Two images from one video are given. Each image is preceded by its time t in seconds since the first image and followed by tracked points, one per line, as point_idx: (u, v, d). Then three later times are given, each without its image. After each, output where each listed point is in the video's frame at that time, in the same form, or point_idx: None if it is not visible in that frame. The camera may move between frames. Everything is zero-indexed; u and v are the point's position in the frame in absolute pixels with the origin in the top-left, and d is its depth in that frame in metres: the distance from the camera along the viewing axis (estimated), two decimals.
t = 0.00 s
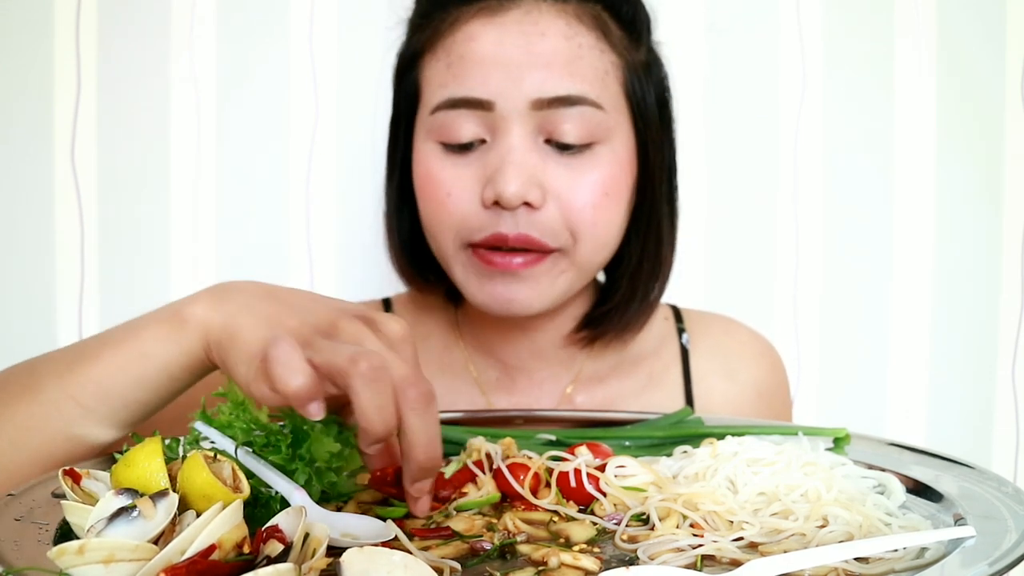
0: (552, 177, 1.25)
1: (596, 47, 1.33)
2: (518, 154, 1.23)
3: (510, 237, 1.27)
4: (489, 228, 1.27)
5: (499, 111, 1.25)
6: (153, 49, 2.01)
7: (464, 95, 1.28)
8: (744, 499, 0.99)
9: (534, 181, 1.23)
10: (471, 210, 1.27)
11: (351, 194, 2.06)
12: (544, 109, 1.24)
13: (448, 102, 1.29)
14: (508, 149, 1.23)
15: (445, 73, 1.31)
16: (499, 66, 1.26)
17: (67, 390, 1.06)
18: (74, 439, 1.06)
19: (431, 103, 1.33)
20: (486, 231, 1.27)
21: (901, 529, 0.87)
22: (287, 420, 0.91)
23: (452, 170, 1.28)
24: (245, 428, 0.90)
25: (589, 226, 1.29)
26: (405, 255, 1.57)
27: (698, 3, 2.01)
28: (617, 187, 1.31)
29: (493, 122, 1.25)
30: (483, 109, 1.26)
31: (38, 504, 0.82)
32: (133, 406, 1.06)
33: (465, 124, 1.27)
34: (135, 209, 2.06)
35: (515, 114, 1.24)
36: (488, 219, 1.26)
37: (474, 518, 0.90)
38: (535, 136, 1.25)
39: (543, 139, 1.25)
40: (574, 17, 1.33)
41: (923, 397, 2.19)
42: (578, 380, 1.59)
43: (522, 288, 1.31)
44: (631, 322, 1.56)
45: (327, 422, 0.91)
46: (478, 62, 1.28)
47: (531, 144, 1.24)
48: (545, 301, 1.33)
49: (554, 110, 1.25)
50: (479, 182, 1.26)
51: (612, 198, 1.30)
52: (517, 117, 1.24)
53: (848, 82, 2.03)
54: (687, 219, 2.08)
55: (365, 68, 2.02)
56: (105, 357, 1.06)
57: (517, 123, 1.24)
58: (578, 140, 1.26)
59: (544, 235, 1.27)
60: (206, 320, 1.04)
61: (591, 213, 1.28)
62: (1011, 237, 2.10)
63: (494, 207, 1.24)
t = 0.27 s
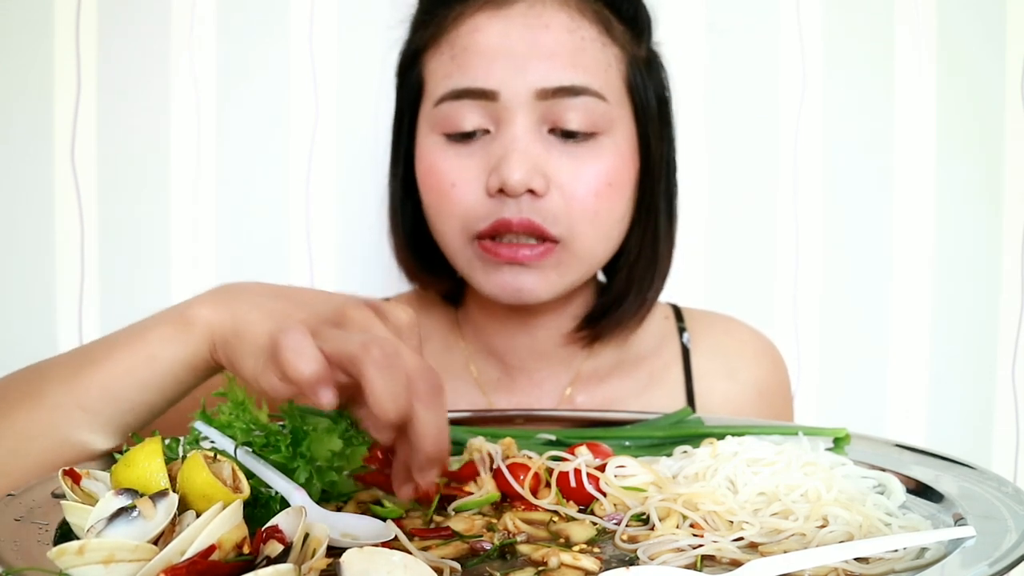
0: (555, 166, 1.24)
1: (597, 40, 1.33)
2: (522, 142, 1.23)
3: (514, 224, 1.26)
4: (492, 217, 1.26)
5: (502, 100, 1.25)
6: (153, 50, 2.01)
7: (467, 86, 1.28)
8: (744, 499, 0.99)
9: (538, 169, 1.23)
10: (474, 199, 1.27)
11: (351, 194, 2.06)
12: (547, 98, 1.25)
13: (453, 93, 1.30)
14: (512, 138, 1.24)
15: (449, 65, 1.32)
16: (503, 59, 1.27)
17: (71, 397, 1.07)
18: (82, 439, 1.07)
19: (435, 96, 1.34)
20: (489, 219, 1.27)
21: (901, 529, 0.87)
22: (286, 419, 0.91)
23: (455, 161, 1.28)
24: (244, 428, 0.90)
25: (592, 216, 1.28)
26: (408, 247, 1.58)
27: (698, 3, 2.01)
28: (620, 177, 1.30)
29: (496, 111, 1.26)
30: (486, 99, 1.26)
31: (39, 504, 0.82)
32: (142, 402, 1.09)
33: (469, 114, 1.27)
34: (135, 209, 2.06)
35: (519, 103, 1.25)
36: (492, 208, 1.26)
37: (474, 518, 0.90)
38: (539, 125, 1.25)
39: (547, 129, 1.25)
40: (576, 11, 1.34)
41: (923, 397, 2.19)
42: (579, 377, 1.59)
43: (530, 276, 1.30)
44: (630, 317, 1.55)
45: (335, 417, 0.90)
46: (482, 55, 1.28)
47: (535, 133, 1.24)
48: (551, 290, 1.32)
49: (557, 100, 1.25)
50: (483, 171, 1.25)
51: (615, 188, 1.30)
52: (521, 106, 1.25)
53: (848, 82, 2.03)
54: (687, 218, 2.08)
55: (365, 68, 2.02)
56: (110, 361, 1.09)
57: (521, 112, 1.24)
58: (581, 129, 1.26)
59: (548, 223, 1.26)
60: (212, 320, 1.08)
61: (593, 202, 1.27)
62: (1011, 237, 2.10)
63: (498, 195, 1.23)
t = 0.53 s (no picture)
0: (554, 156, 1.24)
1: (595, 33, 1.34)
2: (521, 132, 1.24)
3: (511, 213, 1.25)
4: (489, 207, 1.26)
5: (501, 91, 1.26)
6: (153, 50, 2.01)
7: (466, 78, 1.29)
8: (744, 499, 0.99)
9: (536, 158, 1.23)
10: (472, 191, 1.26)
11: (351, 194, 2.06)
12: (546, 88, 1.26)
13: (452, 85, 1.30)
14: (511, 127, 1.24)
15: (449, 61, 1.33)
16: (502, 50, 1.27)
17: (16, 387, 1.05)
18: (48, 428, 1.06)
19: (434, 90, 1.35)
20: (488, 210, 1.26)
21: (901, 529, 0.87)
22: (287, 420, 0.92)
23: (453, 154, 1.27)
24: (244, 428, 0.90)
25: (591, 207, 1.28)
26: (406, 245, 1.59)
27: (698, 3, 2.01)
28: (619, 171, 1.31)
29: (495, 103, 1.26)
30: (485, 91, 1.27)
31: (38, 504, 0.82)
32: (87, 382, 1.04)
33: (467, 105, 1.28)
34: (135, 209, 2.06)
35: (517, 93, 1.25)
36: (490, 197, 1.25)
37: (474, 518, 0.90)
38: (537, 116, 1.26)
39: (546, 119, 1.26)
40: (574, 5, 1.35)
41: (924, 397, 2.19)
42: (579, 379, 1.58)
43: (525, 273, 1.30)
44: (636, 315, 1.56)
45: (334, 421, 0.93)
46: (481, 50, 1.29)
47: (533, 123, 1.25)
48: (550, 285, 1.32)
49: (555, 90, 1.26)
50: (482, 161, 1.25)
51: (614, 180, 1.30)
52: (519, 96, 1.25)
53: (848, 83, 2.03)
54: (687, 218, 2.08)
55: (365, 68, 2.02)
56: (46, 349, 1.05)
57: (519, 102, 1.25)
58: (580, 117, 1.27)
59: (546, 214, 1.26)
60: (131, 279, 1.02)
61: (591, 192, 1.27)
62: (1011, 236, 2.10)
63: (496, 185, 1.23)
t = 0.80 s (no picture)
0: (551, 149, 1.25)
1: (588, 27, 1.35)
2: (517, 125, 1.24)
3: (510, 206, 1.25)
4: (486, 199, 1.25)
5: (495, 86, 1.25)
6: (153, 50, 2.01)
7: (460, 73, 1.28)
8: (744, 499, 0.99)
9: (533, 151, 1.23)
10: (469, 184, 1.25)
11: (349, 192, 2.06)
12: (540, 81, 1.26)
13: (447, 81, 1.29)
14: (507, 121, 1.24)
15: (442, 58, 1.32)
16: (497, 45, 1.27)
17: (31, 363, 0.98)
18: (47, 418, 0.98)
19: (428, 87, 1.34)
20: (484, 204, 1.25)
21: (901, 529, 0.87)
22: (286, 420, 0.92)
23: (450, 149, 1.27)
24: (244, 428, 0.90)
25: (590, 199, 1.27)
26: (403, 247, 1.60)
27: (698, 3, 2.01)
28: (617, 163, 1.31)
29: (490, 97, 1.26)
30: (479, 86, 1.27)
31: (38, 504, 0.82)
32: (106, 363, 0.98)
33: (462, 99, 1.28)
34: (135, 209, 2.06)
35: (511, 88, 1.25)
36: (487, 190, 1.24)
37: (474, 518, 0.90)
38: (533, 109, 1.26)
39: (541, 112, 1.27)
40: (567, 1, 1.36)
41: (924, 397, 2.19)
42: (579, 382, 1.58)
43: (531, 273, 1.30)
44: (629, 312, 1.57)
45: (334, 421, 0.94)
46: (474, 48, 1.28)
47: (529, 116, 1.26)
48: (553, 282, 1.32)
49: (550, 83, 1.26)
50: (478, 155, 1.24)
51: (612, 171, 1.29)
52: (514, 90, 1.25)
53: (848, 83, 2.04)
54: (687, 219, 2.08)
55: (364, 67, 2.02)
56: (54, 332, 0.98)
57: (515, 96, 1.25)
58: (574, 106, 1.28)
59: (545, 206, 1.26)
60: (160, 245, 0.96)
61: (589, 183, 1.27)
62: (1011, 236, 2.10)
63: (493, 177, 1.22)
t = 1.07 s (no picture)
0: (557, 150, 1.25)
1: (591, 27, 1.35)
2: (522, 126, 1.25)
3: (515, 207, 1.24)
4: (491, 201, 1.23)
5: (500, 86, 1.26)
6: (153, 50, 2.01)
7: (463, 74, 1.28)
8: (744, 499, 0.99)
9: (539, 153, 1.23)
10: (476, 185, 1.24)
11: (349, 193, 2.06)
12: (546, 82, 1.26)
13: (449, 82, 1.29)
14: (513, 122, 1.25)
15: (444, 58, 1.32)
16: (500, 45, 1.27)
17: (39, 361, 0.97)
18: (50, 419, 0.98)
19: (429, 90, 1.34)
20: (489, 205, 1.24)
21: (901, 529, 0.87)
22: (286, 420, 0.92)
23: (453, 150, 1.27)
24: (244, 429, 0.90)
25: (595, 200, 1.28)
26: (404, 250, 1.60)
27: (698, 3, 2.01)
28: (621, 163, 1.31)
29: (495, 98, 1.26)
30: (484, 87, 1.27)
31: (38, 504, 0.82)
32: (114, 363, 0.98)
33: (466, 100, 1.28)
34: (135, 209, 2.06)
35: (517, 89, 1.25)
36: (493, 192, 1.23)
37: (474, 518, 0.90)
38: (538, 109, 1.27)
39: (547, 113, 1.28)
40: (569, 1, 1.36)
41: (924, 398, 2.19)
42: (580, 387, 1.58)
43: (534, 271, 1.29)
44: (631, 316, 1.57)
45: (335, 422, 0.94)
46: (476, 48, 1.28)
47: (534, 116, 1.26)
48: (559, 282, 1.31)
49: (555, 83, 1.27)
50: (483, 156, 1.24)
51: (617, 172, 1.30)
52: (519, 90, 1.25)
53: (847, 84, 2.04)
54: (687, 219, 2.08)
55: (364, 68, 2.02)
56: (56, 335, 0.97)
57: (520, 97, 1.25)
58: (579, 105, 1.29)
59: (551, 207, 1.25)
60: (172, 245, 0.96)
61: (594, 183, 1.27)
62: (1011, 237, 2.10)
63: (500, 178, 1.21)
